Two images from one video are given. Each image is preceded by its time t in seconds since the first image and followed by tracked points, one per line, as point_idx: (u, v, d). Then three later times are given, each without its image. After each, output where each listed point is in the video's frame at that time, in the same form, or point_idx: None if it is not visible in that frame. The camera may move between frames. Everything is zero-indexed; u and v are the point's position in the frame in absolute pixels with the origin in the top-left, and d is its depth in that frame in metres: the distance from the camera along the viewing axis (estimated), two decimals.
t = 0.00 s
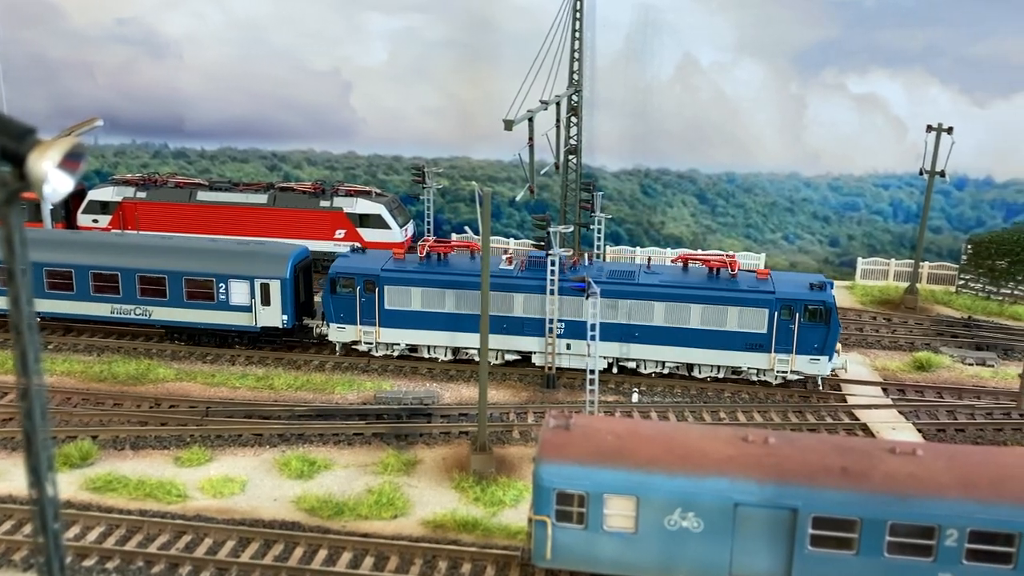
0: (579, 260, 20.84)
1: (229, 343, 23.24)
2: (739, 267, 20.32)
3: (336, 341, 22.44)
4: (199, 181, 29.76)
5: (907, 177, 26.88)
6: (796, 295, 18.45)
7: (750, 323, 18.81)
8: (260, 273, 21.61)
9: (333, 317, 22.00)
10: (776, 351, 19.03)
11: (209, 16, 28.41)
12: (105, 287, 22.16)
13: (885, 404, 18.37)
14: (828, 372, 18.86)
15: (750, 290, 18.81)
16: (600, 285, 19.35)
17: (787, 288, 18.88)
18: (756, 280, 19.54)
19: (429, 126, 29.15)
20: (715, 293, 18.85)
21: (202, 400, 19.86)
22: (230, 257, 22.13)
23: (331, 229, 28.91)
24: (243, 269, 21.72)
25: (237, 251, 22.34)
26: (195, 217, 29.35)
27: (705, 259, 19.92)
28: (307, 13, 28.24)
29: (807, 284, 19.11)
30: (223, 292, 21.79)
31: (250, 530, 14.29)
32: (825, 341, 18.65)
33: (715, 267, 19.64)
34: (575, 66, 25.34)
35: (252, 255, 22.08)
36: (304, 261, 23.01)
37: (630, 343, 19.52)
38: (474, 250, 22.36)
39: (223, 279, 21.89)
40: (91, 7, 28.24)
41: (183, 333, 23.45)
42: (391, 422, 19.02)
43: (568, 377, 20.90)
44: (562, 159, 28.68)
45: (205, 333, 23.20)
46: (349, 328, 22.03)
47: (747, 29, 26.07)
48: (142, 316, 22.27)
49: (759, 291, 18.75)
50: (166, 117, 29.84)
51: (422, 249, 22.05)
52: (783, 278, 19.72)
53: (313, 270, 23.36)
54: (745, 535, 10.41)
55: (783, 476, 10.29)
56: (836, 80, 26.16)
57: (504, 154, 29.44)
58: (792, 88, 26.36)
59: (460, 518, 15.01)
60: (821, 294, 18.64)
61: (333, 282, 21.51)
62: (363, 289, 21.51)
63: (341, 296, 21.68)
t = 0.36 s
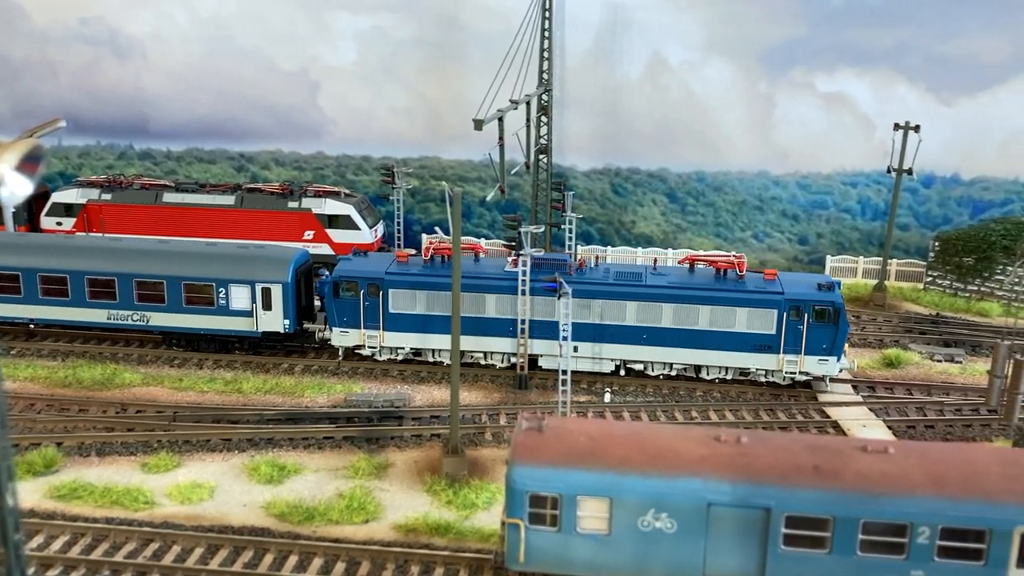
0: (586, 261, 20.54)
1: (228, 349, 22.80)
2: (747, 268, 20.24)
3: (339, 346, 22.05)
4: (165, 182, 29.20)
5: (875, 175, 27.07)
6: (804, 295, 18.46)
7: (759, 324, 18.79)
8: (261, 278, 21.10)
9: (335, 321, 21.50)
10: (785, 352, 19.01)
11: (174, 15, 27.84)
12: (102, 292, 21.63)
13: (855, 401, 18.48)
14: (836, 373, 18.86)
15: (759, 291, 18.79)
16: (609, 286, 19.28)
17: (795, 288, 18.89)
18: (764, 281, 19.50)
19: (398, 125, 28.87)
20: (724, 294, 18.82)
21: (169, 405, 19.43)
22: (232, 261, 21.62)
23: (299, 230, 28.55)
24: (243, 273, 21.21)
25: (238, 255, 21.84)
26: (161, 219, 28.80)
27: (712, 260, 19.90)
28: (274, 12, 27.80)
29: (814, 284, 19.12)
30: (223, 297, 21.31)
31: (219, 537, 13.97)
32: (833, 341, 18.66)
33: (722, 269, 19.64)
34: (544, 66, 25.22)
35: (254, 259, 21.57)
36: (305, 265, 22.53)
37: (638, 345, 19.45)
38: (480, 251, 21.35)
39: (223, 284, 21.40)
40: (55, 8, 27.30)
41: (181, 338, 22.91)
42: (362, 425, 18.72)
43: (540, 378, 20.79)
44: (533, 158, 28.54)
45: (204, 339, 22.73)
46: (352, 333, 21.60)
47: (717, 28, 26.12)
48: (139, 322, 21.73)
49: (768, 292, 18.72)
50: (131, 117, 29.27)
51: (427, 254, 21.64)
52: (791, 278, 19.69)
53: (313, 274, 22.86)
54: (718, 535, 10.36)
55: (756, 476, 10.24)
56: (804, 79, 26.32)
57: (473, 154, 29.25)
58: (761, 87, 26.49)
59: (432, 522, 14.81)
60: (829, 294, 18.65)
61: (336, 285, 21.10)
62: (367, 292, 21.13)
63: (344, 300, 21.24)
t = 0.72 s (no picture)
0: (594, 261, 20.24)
1: (232, 354, 22.27)
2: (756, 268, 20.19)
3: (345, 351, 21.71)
4: (130, 184, 28.62)
5: (843, 173, 27.25)
6: (815, 295, 18.43)
7: (771, 325, 18.71)
8: (266, 282, 20.64)
9: (342, 325, 21.16)
10: (796, 353, 18.95)
11: (138, 14, 27.29)
12: (102, 298, 21.03)
13: (826, 399, 18.60)
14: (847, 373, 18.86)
15: (769, 291, 18.75)
16: (618, 288, 19.14)
17: (805, 288, 18.86)
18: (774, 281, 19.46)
19: (367, 125, 28.56)
20: (733, 294, 18.75)
21: (136, 410, 19.00)
22: (233, 264, 21.14)
23: (267, 232, 28.12)
24: (247, 278, 20.74)
25: (242, 259, 21.35)
26: (127, 221, 28.20)
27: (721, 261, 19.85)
28: (240, 11, 27.36)
29: (823, 285, 19.11)
30: (227, 302, 20.82)
31: (187, 544, 13.63)
32: (844, 342, 18.66)
33: (732, 270, 19.57)
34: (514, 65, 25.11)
35: (258, 263, 21.10)
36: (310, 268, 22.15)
37: (648, 347, 19.31)
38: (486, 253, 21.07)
39: (226, 288, 20.90)
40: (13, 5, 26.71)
41: (183, 344, 22.37)
42: (332, 428, 18.44)
43: (513, 379, 20.65)
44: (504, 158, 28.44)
45: (207, 344, 22.18)
46: (360, 336, 21.25)
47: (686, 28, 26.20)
48: (140, 328, 21.15)
49: (779, 292, 18.69)
50: (96, 118, 28.73)
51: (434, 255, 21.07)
52: (800, 279, 19.70)
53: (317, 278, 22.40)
54: (692, 536, 10.30)
55: (728, 476, 10.20)
56: (773, 78, 26.49)
57: (444, 153, 29.04)
58: (730, 86, 26.63)
59: (405, 526, 14.60)
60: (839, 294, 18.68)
61: (342, 288, 20.81)
62: (375, 295, 20.84)
63: (351, 304, 20.96)
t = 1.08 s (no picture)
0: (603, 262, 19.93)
1: (237, 359, 21.89)
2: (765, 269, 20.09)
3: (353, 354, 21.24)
4: (95, 186, 28.01)
5: (812, 171, 27.49)
6: (827, 296, 18.39)
7: (783, 325, 18.65)
8: (273, 285, 20.22)
9: (350, 328, 20.64)
10: (807, 353, 18.90)
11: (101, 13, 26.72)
12: (104, 303, 20.49)
13: (798, 396, 18.70)
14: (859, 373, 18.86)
15: (781, 292, 18.68)
16: (630, 289, 18.96)
17: (817, 288, 18.81)
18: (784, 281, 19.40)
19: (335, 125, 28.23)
20: (745, 295, 18.65)
21: (102, 416, 18.57)
22: (238, 268, 20.61)
23: (235, 234, 27.69)
24: (253, 282, 20.30)
25: (247, 262, 20.91)
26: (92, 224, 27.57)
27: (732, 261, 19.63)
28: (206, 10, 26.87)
29: (834, 284, 19.07)
30: (232, 306, 20.37)
31: (156, 551, 13.32)
32: (856, 342, 18.65)
33: (743, 270, 19.37)
34: (484, 64, 24.95)
35: (264, 266, 20.66)
36: (315, 271, 21.66)
37: (660, 348, 19.19)
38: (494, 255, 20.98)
39: (231, 293, 20.43)
40: None
41: (187, 349, 21.91)
42: (302, 432, 18.14)
43: (485, 380, 20.50)
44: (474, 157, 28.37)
45: (212, 348, 21.79)
46: (368, 341, 20.76)
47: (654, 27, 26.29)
48: (144, 334, 20.66)
49: (792, 292, 18.66)
50: (59, 119, 28.19)
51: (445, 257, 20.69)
52: (810, 279, 19.68)
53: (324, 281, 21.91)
54: (666, 537, 10.25)
55: (701, 475, 10.16)
56: (741, 77, 26.63)
57: (414, 153, 28.77)
58: (699, 85, 26.75)
59: (377, 530, 14.40)
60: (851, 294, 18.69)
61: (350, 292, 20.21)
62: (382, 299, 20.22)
63: (359, 308, 20.40)
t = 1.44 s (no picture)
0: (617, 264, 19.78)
1: (244, 363, 21.32)
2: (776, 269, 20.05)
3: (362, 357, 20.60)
4: (58, 188, 27.36)
5: (781, 170, 27.69)
6: (841, 295, 18.45)
7: (798, 325, 18.65)
8: (282, 289, 19.76)
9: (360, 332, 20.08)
10: (820, 353, 18.95)
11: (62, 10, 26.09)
12: (107, 309, 19.95)
13: (769, 394, 18.79)
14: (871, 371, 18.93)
15: (795, 291, 18.71)
16: (644, 290, 18.90)
17: (830, 288, 18.87)
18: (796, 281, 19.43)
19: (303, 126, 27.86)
20: (758, 295, 18.67)
21: (67, 422, 18.12)
22: (246, 272, 20.17)
23: (203, 235, 27.23)
24: (261, 286, 19.82)
25: (229, 265, 20.41)
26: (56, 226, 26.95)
27: (745, 261, 19.63)
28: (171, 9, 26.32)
29: (846, 284, 19.12)
30: (240, 310, 19.92)
31: (122, 560, 13.00)
32: (869, 340, 18.70)
33: (755, 271, 19.39)
34: (453, 63, 24.77)
35: (271, 269, 20.19)
36: (325, 275, 21.14)
37: (674, 350, 19.12)
38: (506, 257, 20.64)
39: (239, 297, 19.97)
40: None
41: (192, 354, 21.32)
42: (272, 437, 17.80)
43: (457, 381, 20.31)
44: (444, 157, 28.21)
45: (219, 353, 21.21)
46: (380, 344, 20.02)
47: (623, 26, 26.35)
48: (150, 339, 20.13)
49: (805, 292, 18.68)
50: (21, 120, 27.52)
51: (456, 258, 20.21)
52: (821, 278, 19.72)
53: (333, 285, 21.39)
54: (640, 538, 10.18)
55: (675, 475, 10.11)
56: (711, 76, 26.74)
57: (384, 153, 28.49)
58: (669, 84, 26.81)
59: (348, 535, 14.16)
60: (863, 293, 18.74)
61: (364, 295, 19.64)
62: (396, 301, 19.58)
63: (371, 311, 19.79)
